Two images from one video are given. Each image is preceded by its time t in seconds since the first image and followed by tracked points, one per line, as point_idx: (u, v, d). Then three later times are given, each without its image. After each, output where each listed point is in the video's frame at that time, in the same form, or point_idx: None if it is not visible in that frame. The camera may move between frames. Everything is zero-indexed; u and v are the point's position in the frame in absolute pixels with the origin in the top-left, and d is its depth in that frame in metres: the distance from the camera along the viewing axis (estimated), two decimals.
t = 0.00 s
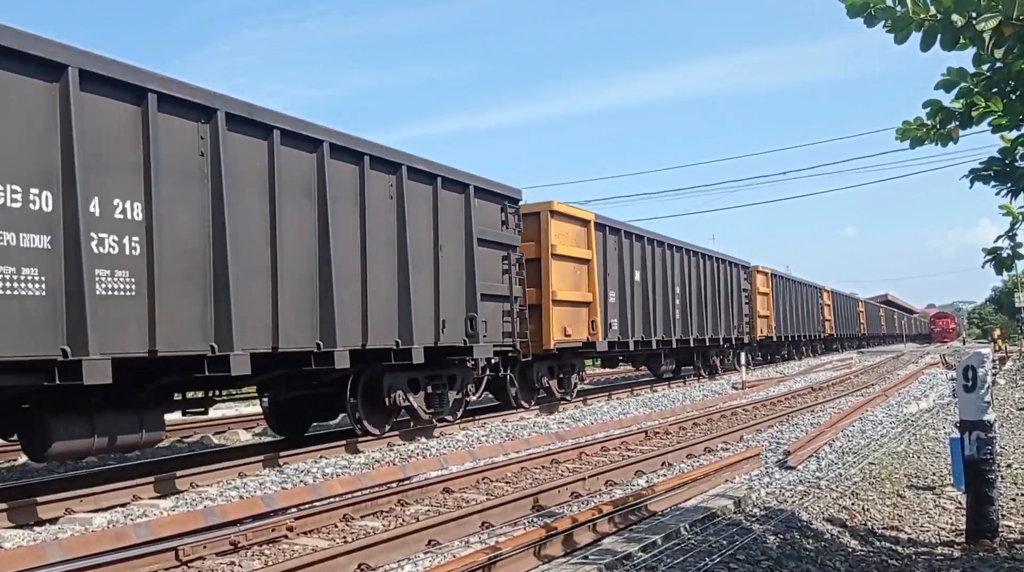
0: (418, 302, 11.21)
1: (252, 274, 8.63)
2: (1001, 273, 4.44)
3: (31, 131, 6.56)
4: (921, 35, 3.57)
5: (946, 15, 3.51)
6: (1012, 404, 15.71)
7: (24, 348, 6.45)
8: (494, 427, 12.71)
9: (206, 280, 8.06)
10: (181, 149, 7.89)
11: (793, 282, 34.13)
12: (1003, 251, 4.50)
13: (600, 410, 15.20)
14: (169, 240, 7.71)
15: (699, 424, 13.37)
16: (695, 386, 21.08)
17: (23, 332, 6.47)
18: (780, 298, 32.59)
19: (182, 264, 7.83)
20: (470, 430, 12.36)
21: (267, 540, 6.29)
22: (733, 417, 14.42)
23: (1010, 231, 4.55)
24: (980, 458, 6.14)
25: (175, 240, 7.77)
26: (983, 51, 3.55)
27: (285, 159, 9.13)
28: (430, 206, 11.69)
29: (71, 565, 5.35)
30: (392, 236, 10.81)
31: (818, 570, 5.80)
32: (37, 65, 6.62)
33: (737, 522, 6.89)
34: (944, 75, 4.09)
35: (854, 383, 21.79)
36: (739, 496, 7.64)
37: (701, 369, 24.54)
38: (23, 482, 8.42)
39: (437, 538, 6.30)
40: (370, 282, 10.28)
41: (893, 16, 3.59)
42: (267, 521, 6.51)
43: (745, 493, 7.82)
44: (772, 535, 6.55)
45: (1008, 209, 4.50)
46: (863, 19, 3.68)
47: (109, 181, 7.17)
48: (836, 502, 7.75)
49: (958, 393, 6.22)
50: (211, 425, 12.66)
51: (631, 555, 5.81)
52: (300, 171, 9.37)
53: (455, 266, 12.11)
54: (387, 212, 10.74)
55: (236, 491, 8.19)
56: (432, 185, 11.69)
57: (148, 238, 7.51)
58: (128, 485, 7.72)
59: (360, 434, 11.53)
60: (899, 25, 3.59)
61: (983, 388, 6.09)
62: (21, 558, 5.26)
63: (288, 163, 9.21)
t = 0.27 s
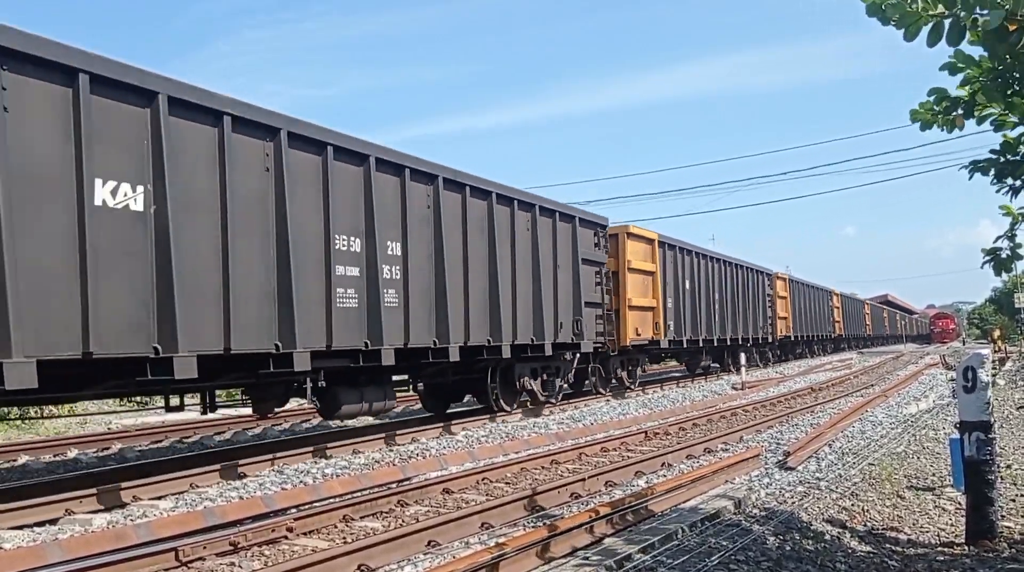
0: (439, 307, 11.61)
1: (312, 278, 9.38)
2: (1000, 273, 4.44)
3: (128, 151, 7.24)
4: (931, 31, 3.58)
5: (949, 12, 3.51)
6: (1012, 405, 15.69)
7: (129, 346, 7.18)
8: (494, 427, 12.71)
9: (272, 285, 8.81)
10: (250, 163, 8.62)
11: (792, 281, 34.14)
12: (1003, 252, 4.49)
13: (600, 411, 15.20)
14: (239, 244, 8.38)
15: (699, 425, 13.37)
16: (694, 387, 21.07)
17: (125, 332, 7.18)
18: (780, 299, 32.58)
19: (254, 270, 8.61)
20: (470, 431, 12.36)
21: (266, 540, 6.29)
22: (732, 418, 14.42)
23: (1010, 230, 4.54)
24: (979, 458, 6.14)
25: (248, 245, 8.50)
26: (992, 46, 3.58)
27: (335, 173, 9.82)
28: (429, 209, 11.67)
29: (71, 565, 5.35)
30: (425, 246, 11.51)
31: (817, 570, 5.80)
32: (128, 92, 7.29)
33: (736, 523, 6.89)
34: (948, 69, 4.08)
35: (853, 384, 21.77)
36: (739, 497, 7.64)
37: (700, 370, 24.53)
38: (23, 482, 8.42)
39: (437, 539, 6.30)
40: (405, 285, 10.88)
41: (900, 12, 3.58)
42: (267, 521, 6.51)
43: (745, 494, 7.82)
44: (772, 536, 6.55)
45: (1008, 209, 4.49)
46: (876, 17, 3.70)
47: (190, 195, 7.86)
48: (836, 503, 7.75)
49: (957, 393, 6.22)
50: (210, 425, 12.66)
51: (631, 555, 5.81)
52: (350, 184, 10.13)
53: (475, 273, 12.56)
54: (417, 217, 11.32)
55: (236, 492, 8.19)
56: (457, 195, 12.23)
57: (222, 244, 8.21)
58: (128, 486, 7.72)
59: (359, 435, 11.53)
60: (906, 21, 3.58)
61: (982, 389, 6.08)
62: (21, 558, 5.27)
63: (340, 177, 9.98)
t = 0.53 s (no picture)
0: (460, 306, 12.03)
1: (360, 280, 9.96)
2: (1001, 267, 4.45)
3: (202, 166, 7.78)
4: (933, 25, 3.58)
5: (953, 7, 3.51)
6: (1012, 405, 15.67)
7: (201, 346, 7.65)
8: (494, 427, 12.72)
9: (312, 289, 9.20)
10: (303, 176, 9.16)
11: (792, 281, 34.13)
12: (1004, 246, 4.50)
13: (600, 411, 15.19)
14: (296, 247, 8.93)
15: (699, 425, 13.36)
16: (694, 387, 21.05)
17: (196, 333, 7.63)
18: (779, 299, 32.57)
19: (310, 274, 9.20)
20: (470, 431, 12.37)
21: (267, 540, 6.30)
22: (732, 417, 14.43)
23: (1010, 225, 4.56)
24: (980, 458, 6.15)
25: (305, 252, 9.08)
26: (995, 38, 3.58)
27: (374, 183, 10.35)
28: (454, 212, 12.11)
29: (73, 565, 5.36)
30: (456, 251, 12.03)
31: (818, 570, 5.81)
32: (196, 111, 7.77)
33: (737, 523, 6.89)
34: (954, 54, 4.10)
35: (853, 383, 21.74)
36: (739, 496, 7.65)
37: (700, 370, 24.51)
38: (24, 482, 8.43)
39: (437, 539, 6.30)
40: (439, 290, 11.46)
41: (902, 7, 3.56)
42: (268, 521, 6.51)
43: (745, 494, 7.82)
44: (773, 535, 6.55)
45: (1008, 204, 4.50)
46: (874, 11, 3.66)
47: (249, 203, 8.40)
48: (836, 503, 7.75)
49: (958, 393, 6.22)
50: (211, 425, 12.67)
51: (632, 555, 5.82)
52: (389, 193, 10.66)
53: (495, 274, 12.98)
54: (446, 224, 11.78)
55: (236, 492, 8.20)
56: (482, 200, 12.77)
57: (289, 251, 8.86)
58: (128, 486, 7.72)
59: (359, 435, 11.53)
60: (909, 16, 3.57)
61: (983, 389, 6.09)
62: (22, 559, 5.28)
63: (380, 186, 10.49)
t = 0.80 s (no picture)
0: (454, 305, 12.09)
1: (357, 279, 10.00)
2: (1004, 264, 4.44)
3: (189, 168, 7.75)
4: (940, 23, 3.61)
5: (960, 4, 3.52)
6: (1012, 405, 15.64)
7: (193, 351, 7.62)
8: (494, 428, 12.71)
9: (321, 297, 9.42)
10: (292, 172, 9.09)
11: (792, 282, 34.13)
12: (1007, 242, 4.50)
13: (601, 412, 15.18)
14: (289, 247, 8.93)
15: (700, 426, 13.35)
16: (694, 388, 21.01)
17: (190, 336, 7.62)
18: (779, 299, 32.55)
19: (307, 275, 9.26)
20: (470, 432, 12.36)
21: (268, 542, 6.29)
22: (733, 418, 14.43)
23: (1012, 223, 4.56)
24: (980, 459, 6.14)
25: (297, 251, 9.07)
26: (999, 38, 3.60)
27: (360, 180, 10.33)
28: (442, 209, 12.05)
29: (73, 567, 5.36)
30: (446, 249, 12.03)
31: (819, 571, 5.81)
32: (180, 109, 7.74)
33: (738, 524, 6.88)
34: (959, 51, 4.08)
35: (854, 384, 21.69)
36: (740, 497, 7.64)
37: (700, 371, 24.48)
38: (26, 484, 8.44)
39: (438, 540, 6.29)
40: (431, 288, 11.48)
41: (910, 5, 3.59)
42: (268, 522, 6.51)
43: (746, 495, 7.80)
44: (774, 537, 6.53)
45: (1011, 201, 4.50)
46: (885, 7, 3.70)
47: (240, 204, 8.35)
48: (837, 504, 7.74)
49: (958, 395, 6.21)
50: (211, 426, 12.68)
51: (633, 556, 5.81)
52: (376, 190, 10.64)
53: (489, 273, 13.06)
54: (434, 221, 11.72)
55: (237, 493, 8.19)
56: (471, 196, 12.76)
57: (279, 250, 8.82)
58: (128, 488, 7.73)
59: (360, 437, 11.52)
60: (917, 13, 3.60)
61: (983, 390, 6.07)
62: (22, 560, 5.29)
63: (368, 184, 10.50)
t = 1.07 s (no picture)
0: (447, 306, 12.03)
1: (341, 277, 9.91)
2: (1004, 268, 4.44)
3: (132, 158, 7.45)
4: (944, 17, 3.59)
5: None
6: (1012, 406, 15.63)
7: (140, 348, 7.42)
8: (494, 429, 12.71)
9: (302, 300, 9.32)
10: (257, 162, 8.86)
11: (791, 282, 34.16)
12: (1007, 246, 4.49)
13: (601, 413, 15.18)
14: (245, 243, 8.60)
15: (700, 426, 13.36)
16: (693, 389, 21.01)
17: (131, 329, 7.36)
18: (778, 300, 32.54)
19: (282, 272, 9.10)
20: (470, 433, 12.36)
21: (267, 543, 6.29)
22: (733, 419, 14.43)
23: (1012, 226, 4.54)
24: (980, 459, 6.15)
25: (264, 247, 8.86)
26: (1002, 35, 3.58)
27: (344, 176, 10.13)
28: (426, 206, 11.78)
29: (73, 568, 5.35)
30: (433, 247, 11.83)
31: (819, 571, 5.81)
32: (128, 95, 7.44)
33: (738, 524, 6.88)
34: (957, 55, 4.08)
35: (854, 385, 21.69)
36: (740, 498, 7.64)
37: (699, 372, 24.47)
38: (26, 485, 8.43)
39: (438, 541, 6.29)
40: (418, 288, 11.25)
41: None
42: (268, 524, 6.50)
43: (746, 495, 7.80)
44: (774, 537, 6.53)
45: (1011, 204, 4.49)
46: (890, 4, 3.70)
47: (191, 198, 8.03)
48: (837, 504, 7.74)
49: (958, 395, 6.21)
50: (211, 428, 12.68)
51: (634, 557, 5.81)
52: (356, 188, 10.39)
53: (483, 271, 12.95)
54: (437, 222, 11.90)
55: (236, 495, 8.19)
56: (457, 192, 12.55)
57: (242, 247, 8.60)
58: (128, 489, 7.72)
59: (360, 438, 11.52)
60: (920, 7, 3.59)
61: (983, 390, 6.07)
62: (22, 561, 5.28)
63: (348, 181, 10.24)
